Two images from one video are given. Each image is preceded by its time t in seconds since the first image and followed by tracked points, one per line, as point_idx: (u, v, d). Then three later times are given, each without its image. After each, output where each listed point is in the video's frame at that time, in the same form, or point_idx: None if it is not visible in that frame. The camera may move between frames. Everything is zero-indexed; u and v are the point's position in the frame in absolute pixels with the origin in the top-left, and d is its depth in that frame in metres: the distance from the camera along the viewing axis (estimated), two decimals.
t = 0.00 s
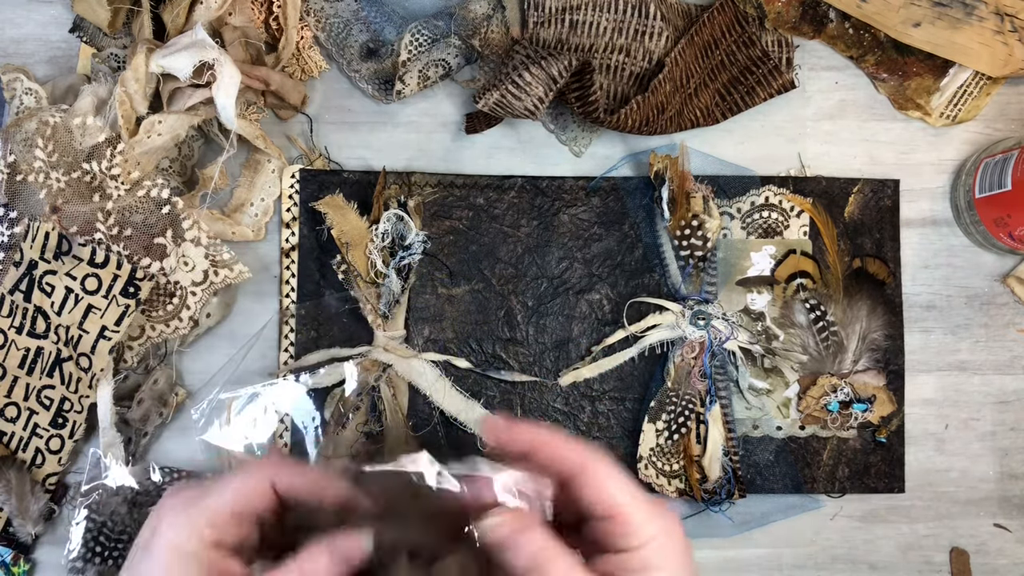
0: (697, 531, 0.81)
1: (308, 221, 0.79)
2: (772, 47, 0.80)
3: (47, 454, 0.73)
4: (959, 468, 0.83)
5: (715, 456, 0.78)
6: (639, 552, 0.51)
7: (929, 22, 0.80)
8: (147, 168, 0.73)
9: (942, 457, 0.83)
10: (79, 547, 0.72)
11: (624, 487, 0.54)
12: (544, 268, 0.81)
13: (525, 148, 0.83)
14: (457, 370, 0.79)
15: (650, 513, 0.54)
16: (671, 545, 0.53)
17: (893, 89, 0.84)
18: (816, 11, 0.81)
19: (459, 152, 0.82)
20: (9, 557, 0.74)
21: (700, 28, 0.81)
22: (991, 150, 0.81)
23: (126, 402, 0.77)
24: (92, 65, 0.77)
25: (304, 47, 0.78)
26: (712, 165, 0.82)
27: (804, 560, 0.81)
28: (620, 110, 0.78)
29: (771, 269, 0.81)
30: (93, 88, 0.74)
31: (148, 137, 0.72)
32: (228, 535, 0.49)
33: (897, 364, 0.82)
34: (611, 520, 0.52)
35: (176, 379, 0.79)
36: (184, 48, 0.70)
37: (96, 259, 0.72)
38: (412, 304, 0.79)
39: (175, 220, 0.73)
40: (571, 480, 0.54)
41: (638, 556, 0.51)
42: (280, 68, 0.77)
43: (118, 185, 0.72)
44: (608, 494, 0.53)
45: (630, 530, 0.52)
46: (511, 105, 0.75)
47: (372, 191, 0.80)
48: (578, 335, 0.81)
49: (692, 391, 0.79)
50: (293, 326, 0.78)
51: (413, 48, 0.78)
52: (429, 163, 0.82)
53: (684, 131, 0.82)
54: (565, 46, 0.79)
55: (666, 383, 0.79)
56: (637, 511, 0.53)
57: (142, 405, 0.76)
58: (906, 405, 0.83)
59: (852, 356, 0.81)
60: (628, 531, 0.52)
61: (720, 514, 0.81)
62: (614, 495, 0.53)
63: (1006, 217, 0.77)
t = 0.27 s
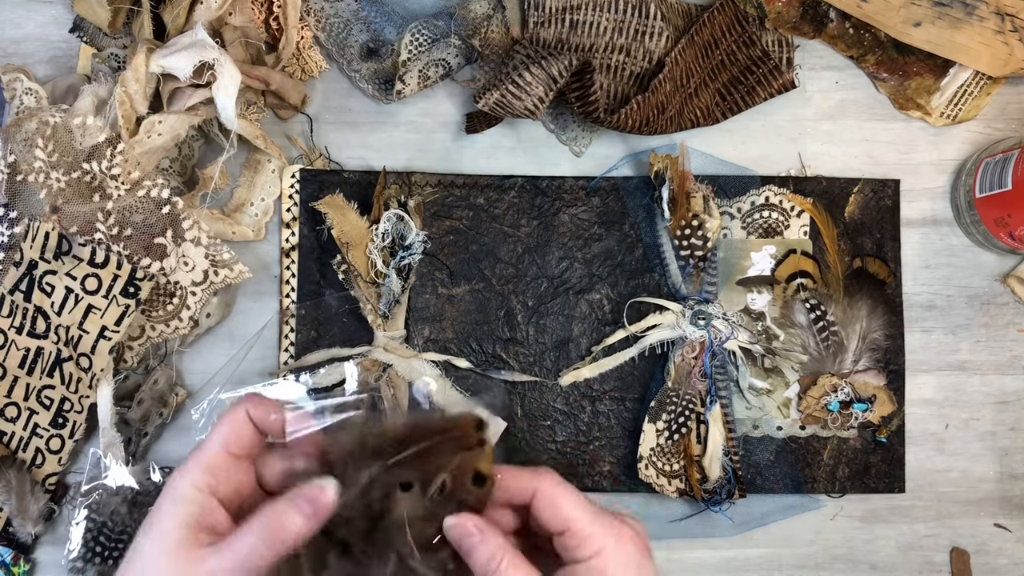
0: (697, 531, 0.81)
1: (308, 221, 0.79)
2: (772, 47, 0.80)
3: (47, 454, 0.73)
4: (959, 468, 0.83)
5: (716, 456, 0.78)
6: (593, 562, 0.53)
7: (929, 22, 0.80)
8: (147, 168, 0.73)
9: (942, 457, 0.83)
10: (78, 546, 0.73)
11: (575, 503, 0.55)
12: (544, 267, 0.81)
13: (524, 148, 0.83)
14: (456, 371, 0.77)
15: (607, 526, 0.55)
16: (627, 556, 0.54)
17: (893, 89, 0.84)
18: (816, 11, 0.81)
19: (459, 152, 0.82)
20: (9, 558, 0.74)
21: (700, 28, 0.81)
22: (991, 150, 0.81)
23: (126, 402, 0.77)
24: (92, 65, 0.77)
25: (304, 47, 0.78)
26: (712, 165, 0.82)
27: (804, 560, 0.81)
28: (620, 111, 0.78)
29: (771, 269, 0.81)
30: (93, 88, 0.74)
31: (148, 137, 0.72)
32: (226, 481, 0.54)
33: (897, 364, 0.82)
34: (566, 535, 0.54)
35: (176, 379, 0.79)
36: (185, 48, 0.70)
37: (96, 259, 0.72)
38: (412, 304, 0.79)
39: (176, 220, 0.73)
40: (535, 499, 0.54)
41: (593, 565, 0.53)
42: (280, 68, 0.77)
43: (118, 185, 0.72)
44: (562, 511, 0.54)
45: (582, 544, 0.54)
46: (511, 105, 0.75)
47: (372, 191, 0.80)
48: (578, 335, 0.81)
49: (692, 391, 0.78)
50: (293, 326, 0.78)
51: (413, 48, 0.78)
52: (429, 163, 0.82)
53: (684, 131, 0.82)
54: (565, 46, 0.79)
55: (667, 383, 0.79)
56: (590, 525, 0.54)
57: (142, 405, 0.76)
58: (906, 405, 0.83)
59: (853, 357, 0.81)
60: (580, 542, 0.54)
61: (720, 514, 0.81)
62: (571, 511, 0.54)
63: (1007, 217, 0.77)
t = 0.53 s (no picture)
0: (697, 531, 0.81)
1: (308, 221, 0.79)
2: (772, 47, 0.80)
3: (47, 454, 0.73)
4: (959, 468, 0.83)
5: (715, 457, 0.78)
6: (577, 552, 0.52)
7: (929, 22, 0.80)
8: (147, 168, 0.73)
9: (942, 457, 0.83)
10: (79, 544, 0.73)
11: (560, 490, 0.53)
12: (543, 268, 0.81)
13: (524, 149, 0.83)
14: (456, 370, 0.79)
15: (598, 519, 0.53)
16: (612, 545, 0.52)
17: (893, 89, 0.84)
18: (816, 11, 0.81)
19: (459, 152, 0.82)
20: (9, 558, 0.74)
21: (700, 28, 0.81)
22: (991, 150, 0.81)
23: (126, 402, 0.77)
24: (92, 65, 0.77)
25: (304, 47, 0.78)
26: (712, 166, 0.82)
27: (803, 560, 0.81)
28: (620, 111, 0.78)
29: (771, 270, 0.81)
30: (93, 88, 0.74)
31: (148, 137, 0.72)
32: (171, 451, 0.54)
33: (897, 364, 0.82)
34: (550, 524, 0.53)
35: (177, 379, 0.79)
36: (185, 48, 0.70)
37: (96, 259, 0.72)
38: (412, 304, 0.79)
39: (176, 220, 0.73)
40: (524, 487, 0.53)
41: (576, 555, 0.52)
42: (280, 68, 0.77)
43: (118, 185, 0.72)
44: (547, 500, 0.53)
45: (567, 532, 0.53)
46: (511, 105, 0.75)
47: (372, 191, 0.80)
48: (578, 335, 0.81)
49: (692, 391, 0.79)
50: (293, 326, 0.78)
51: (413, 48, 0.78)
52: (429, 163, 0.82)
53: (684, 131, 0.82)
54: (565, 46, 0.79)
55: (667, 383, 0.79)
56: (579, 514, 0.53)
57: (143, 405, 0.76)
58: (906, 405, 0.83)
59: (853, 357, 0.81)
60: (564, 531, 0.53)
61: (719, 514, 0.81)
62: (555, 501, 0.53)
63: (1007, 217, 0.77)
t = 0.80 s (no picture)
0: (697, 531, 0.80)
1: (308, 221, 0.79)
2: (772, 47, 0.80)
3: (47, 454, 0.73)
4: (959, 468, 0.83)
5: (715, 457, 0.78)
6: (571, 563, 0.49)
7: (929, 22, 0.80)
8: (147, 168, 0.73)
9: (942, 457, 0.83)
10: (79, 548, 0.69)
11: (568, 502, 0.52)
12: (544, 268, 0.81)
13: (524, 149, 0.83)
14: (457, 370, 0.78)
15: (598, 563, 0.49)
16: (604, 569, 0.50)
17: (893, 89, 0.84)
18: (816, 11, 0.81)
19: (459, 152, 0.82)
20: (9, 558, 0.74)
21: (700, 28, 0.81)
22: (991, 151, 0.81)
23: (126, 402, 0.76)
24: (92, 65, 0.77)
25: (304, 47, 0.78)
26: (712, 165, 0.82)
27: (803, 560, 0.81)
28: (620, 111, 0.78)
29: (771, 270, 0.81)
30: (94, 89, 0.74)
31: (148, 137, 0.72)
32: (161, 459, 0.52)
33: (897, 364, 0.82)
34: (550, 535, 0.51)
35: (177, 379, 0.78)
36: (185, 48, 0.70)
37: (96, 259, 0.72)
38: (412, 304, 0.79)
39: (175, 220, 0.73)
40: (535, 497, 0.52)
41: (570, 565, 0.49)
42: (280, 68, 0.77)
43: (118, 186, 0.72)
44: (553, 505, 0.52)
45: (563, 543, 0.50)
46: (511, 105, 0.75)
47: (372, 191, 0.80)
48: (578, 335, 0.81)
49: (692, 391, 0.79)
50: (293, 326, 0.78)
51: (413, 48, 0.78)
52: (429, 162, 0.82)
53: (684, 131, 0.82)
54: (565, 46, 0.79)
55: (667, 383, 0.79)
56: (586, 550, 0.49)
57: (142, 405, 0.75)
58: (906, 405, 0.83)
59: (853, 357, 0.81)
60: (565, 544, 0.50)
61: (720, 514, 0.81)
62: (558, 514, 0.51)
63: (1007, 217, 0.77)
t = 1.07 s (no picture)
0: (697, 531, 0.80)
1: (308, 221, 0.79)
2: (772, 47, 0.80)
3: (46, 454, 0.73)
4: (959, 468, 0.83)
5: (715, 456, 0.78)
6: None
7: (929, 22, 0.80)
8: (147, 168, 0.73)
9: (942, 457, 0.83)
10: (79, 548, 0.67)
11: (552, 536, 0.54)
12: (544, 268, 0.81)
13: (524, 148, 0.83)
14: (457, 370, 0.79)
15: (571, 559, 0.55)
16: None
17: (893, 89, 0.84)
18: (816, 11, 0.81)
19: (459, 152, 0.82)
20: (9, 557, 0.74)
21: (700, 28, 0.81)
22: (991, 150, 0.81)
23: (126, 401, 0.76)
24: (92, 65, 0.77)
25: (304, 47, 0.78)
26: (712, 165, 0.82)
27: (804, 560, 0.81)
28: (620, 111, 0.78)
29: (771, 269, 0.81)
30: (93, 88, 0.74)
31: (148, 137, 0.72)
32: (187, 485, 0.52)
33: (897, 364, 0.82)
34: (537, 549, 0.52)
35: (177, 379, 0.79)
36: (185, 48, 0.70)
37: (96, 259, 0.72)
38: (412, 304, 0.79)
39: (175, 220, 0.73)
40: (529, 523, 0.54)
41: None
42: (280, 68, 0.77)
43: (118, 185, 0.72)
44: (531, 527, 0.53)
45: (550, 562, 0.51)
46: (511, 105, 0.75)
47: (372, 191, 0.80)
48: (578, 335, 0.81)
49: (692, 391, 0.79)
50: (293, 326, 0.78)
51: (413, 48, 0.78)
52: (429, 162, 0.82)
53: (684, 131, 0.82)
54: (565, 46, 0.79)
55: (666, 383, 0.79)
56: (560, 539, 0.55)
57: (142, 405, 0.75)
58: (906, 405, 0.83)
59: (852, 357, 0.81)
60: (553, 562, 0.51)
61: (720, 514, 0.81)
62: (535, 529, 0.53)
63: (1007, 217, 0.77)
